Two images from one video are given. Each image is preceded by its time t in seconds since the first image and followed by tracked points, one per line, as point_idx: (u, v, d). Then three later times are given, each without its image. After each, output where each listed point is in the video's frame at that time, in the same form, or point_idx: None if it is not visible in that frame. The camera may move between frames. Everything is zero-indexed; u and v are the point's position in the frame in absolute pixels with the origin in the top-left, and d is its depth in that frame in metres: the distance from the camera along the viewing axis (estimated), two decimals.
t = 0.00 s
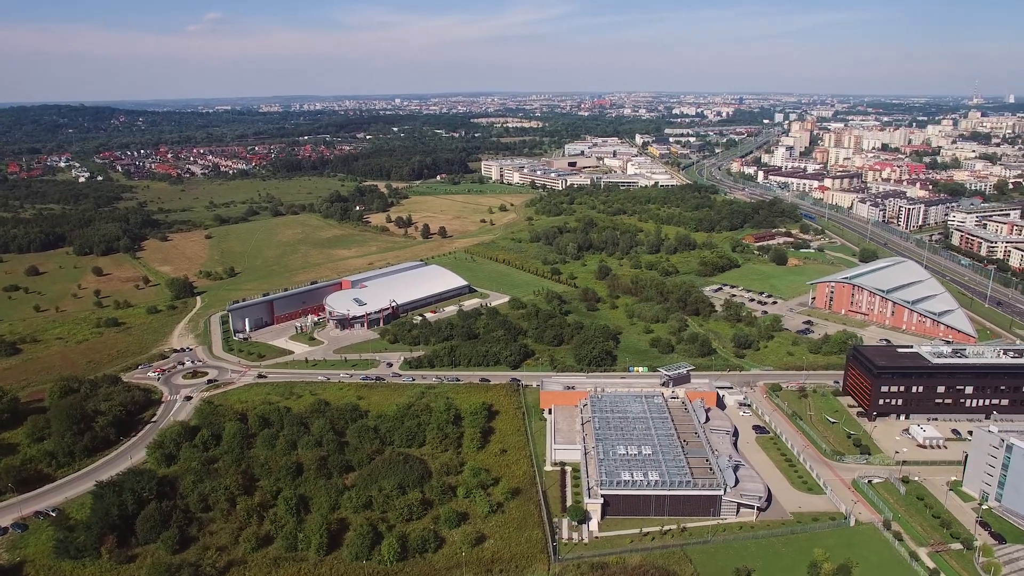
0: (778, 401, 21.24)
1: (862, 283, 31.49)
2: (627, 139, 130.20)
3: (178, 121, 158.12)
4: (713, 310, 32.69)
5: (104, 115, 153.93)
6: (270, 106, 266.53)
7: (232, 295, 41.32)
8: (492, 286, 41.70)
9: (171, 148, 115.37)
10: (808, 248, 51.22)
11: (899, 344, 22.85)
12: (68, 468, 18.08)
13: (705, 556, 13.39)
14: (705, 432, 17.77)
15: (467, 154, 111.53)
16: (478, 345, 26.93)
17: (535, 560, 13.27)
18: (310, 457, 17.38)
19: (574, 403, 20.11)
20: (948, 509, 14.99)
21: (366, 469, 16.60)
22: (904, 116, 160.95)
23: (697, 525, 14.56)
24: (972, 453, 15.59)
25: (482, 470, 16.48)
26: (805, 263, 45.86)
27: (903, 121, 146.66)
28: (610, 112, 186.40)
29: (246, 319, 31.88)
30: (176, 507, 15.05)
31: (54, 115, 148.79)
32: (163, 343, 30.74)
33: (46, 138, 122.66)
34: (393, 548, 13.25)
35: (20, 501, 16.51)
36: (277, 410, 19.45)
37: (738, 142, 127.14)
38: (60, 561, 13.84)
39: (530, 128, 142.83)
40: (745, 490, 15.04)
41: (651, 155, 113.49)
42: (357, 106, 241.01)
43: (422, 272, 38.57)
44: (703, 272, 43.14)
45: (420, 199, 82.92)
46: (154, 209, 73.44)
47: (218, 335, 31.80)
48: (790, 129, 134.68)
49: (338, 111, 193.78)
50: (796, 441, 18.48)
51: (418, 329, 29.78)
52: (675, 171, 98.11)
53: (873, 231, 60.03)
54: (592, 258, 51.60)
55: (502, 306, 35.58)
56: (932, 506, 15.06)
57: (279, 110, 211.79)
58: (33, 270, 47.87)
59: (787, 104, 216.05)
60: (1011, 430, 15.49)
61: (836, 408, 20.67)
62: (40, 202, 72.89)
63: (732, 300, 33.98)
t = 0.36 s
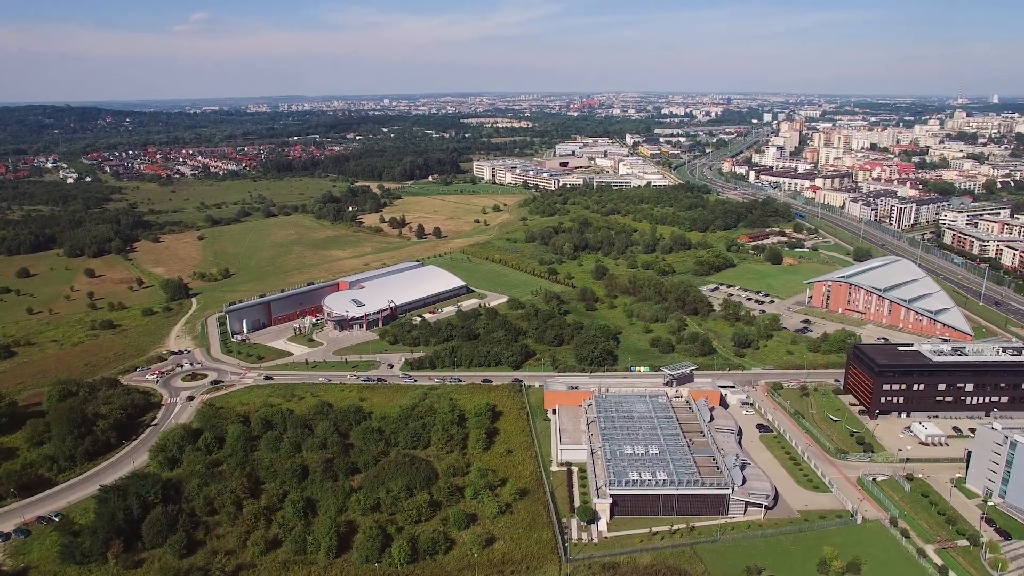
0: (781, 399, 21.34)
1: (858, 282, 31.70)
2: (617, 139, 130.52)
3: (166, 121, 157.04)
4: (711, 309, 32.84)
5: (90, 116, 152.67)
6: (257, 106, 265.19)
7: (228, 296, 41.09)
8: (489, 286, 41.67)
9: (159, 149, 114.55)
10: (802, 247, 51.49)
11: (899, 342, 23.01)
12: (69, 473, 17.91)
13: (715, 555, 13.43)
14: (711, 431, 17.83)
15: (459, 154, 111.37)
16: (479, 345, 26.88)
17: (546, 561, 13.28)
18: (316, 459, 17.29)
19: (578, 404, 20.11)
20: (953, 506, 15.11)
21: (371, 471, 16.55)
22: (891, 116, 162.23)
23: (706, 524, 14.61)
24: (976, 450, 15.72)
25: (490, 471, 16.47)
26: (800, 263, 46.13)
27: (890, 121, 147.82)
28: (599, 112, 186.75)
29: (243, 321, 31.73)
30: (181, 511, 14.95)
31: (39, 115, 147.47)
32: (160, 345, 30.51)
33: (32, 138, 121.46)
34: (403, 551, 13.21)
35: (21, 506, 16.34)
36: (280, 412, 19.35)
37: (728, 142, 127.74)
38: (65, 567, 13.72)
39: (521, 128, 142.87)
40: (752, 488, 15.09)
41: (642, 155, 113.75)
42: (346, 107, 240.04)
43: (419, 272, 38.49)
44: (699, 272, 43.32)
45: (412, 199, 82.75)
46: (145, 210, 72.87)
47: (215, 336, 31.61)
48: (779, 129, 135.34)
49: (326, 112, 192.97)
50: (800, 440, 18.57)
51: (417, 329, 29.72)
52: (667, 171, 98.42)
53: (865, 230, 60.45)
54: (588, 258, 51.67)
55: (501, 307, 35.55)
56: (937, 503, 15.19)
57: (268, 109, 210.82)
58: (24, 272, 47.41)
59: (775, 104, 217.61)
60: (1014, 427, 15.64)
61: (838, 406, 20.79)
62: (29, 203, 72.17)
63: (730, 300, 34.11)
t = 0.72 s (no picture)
0: (784, 398, 21.45)
1: (857, 281, 31.87)
2: (610, 139, 130.77)
3: (156, 121, 156.09)
4: (711, 309, 32.98)
5: (79, 116, 151.57)
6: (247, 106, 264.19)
7: (225, 297, 40.90)
8: (488, 287, 41.64)
9: (150, 149, 113.85)
10: (799, 247, 51.74)
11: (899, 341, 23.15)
12: (72, 476, 17.76)
13: (726, 554, 13.46)
14: (717, 430, 17.88)
15: (452, 155, 111.26)
16: (481, 346, 26.86)
17: (558, 561, 13.30)
18: (323, 461, 17.24)
19: (583, 404, 20.13)
20: (960, 503, 15.23)
21: (379, 473, 16.52)
22: (881, 116, 163.26)
23: (716, 523, 14.65)
24: (981, 448, 15.83)
25: (498, 472, 16.46)
26: (797, 262, 46.37)
27: (880, 121, 148.81)
28: (591, 113, 187.06)
29: (242, 323, 31.60)
30: (189, 514, 14.86)
31: (28, 116, 146.33)
32: (159, 347, 30.35)
33: (20, 139, 120.44)
34: (415, 553, 13.18)
35: (25, 511, 16.19)
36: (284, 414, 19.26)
37: (720, 142, 128.23)
38: (73, 572, 13.62)
39: (514, 129, 142.93)
40: (761, 486, 15.16)
41: (635, 155, 113.96)
42: (337, 108, 240.18)
43: (418, 273, 38.41)
44: (697, 272, 43.48)
45: (406, 200, 82.62)
46: (137, 211, 72.40)
47: (214, 338, 31.44)
48: (770, 129, 135.91)
49: (317, 113, 192.34)
50: (805, 439, 18.66)
51: (418, 330, 29.66)
52: (660, 171, 98.65)
53: (860, 229, 60.84)
54: (585, 258, 51.75)
55: (500, 307, 35.55)
56: (944, 500, 15.30)
57: (258, 110, 209.95)
58: (17, 274, 47.04)
59: (765, 104, 218.77)
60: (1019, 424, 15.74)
61: (840, 404, 20.94)
62: (19, 205, 71.60)
63: (729, 300, 34.23)
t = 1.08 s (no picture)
0: (787, 397, 21.54)
1: (855, 280, 32.06)
2: (602, 139, 130.90)
3: (145, 122, 154.96)
4: (710, 308, 33.12)
5: (66, 117, 150.21)
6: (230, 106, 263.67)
7: (222, 298, 40.70)
8: (486, 287, 41.62)
9: (139, 150, 113.03)
10: (794, 246, 51.98)
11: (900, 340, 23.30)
12: (75, 480, 17.60)
13: (737, 553, 13.50)
14: (724, 429, 17.94)
15: (444, 155, 111.05)
16: (483, 346, 26.84)
17: (570, 562, 13.30)
18: (329, 463, 17.17)
19: (588, 404, 20.17)
20: (965, 500, 15.35)
21: (386, 474, 16.48)
22: (870, 116, 164.31)
23: (724, 522, 14.70)
24: (985, 445, 15.95)
25: (505, 473, 16.44)
26: (793, 262, 46.58)
27: (869, 121, 149.75)
28: (582, 113, 187.20)
29: (241, 324, 31.43)
30: (196, 518, 14.77)
31: (14, 116, 144.83)
32: (157, 349, 30.15)
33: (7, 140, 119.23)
34: (427, 555, 13.15)
35: (28, 516, 16.00)
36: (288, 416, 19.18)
37: (712, 142, 128.62)
38: None
39: (506, 129, 142.81)
40: (769, 485, 15.22)
41: (627, 155, 114.18)
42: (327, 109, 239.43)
43: (416, 273, 38.33)
44: (695, 271, 43.63)
45: (400, 200, 82.38)
46: (129, 213, 71.83)
47: (212, 340, 31.25)
48: (761, 129, 136.45)
49: (307, 113, 191.56)
50: (809, 437, 18.75)
51: (419, 331, 29.62)
52: (653, 171, 98.84)
53: (854, 228, 61.21)
54: (582, 258, 51.82)
55: (499, 307, 35.56)
56: (949, 497, 15.40)
57: (247, 110, 208.83)
58: (9, 276, 46.61)
59: (755, 104, 219.88)
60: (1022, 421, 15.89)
61: (842, 402, 21.07)
62: (9, 207, 70.93)
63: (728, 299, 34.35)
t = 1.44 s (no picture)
0: (787, 396, 21.69)
1: (849, 279, 32.34)
2: (591, 140, 131.16)
3: (130, 123, 153.60)
4: (706, 308, 33.29)
5: (50, 118, 148.53)
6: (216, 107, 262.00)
7: (216, 300, 40.43)
8: (482, 288, 41.61)
9: (126, 151, 112.00)
10: (787, 246, 52.30)
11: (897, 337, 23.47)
12: (74, 485, 17.41)
13: (745, 551, 13.55)
14: (727, 428, 18.02)
15: (434, 155, 110.79)
16: (482, 347, 26.80)
17: (580, 562, 13.35)
18: (333, 465, 17.07)
19: (590, 404, 20.18)
20: (967, 496, 15.48)
21: (391, 476, 16.41)
22: (856, 116, 165.58)
23: (730, 520, 14.76)
24: (986, 441, 16.11)
25: (511, 474, 16.45)
26: (787, 261, 46.85)
27: (856, 121, 150.95)
28: (571, 113, 187.52)
29: (237, 326, 31.22)
30: (200, 522, 14.64)
31: None
32: (152, 351, 29.92)
33: None
34: (436, 557, 13.10)
35: (29, 522, 15.81)
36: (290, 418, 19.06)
37: (700, 142, 129.17)
38: None
39: (495, 130, 142.75)
40: (774, 483, 15.30)
41: (617, 155, 114.42)
42: (314, 108, 238.40)
43: (412, 274, 38.21)
44: (689, 271, 43.86)
45: (391, 201, 82.13)
46: (117, 214, 71.19)
47: (208, 342, 31.02)
48: (749, 129, 137.14)
49: (294, 114, 190.67)
50: (811, 435, 18.85)
51: (417, 333, 29.55)
52: (643, 171, 99.14)
53: (846, 228, 61.71)
54: (576, 258, 51.91)
55: (496, 308, 35.53)
56: (951, 493, 15.53)
57: (234, 112, 207.44)
58: None
59: (742, 104, 221.32)
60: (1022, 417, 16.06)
61: (842, 400, 21.22)
62: None
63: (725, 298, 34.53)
